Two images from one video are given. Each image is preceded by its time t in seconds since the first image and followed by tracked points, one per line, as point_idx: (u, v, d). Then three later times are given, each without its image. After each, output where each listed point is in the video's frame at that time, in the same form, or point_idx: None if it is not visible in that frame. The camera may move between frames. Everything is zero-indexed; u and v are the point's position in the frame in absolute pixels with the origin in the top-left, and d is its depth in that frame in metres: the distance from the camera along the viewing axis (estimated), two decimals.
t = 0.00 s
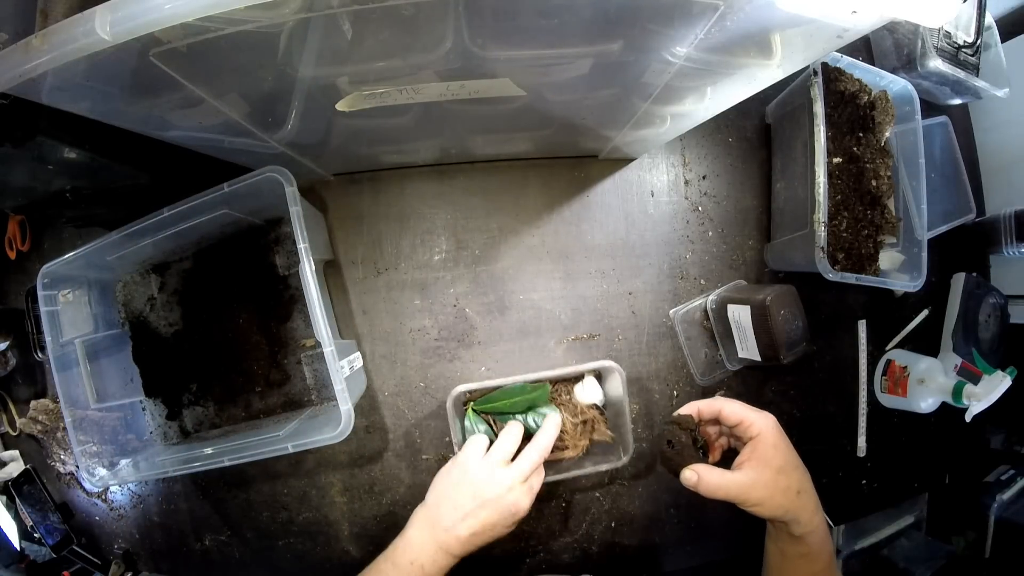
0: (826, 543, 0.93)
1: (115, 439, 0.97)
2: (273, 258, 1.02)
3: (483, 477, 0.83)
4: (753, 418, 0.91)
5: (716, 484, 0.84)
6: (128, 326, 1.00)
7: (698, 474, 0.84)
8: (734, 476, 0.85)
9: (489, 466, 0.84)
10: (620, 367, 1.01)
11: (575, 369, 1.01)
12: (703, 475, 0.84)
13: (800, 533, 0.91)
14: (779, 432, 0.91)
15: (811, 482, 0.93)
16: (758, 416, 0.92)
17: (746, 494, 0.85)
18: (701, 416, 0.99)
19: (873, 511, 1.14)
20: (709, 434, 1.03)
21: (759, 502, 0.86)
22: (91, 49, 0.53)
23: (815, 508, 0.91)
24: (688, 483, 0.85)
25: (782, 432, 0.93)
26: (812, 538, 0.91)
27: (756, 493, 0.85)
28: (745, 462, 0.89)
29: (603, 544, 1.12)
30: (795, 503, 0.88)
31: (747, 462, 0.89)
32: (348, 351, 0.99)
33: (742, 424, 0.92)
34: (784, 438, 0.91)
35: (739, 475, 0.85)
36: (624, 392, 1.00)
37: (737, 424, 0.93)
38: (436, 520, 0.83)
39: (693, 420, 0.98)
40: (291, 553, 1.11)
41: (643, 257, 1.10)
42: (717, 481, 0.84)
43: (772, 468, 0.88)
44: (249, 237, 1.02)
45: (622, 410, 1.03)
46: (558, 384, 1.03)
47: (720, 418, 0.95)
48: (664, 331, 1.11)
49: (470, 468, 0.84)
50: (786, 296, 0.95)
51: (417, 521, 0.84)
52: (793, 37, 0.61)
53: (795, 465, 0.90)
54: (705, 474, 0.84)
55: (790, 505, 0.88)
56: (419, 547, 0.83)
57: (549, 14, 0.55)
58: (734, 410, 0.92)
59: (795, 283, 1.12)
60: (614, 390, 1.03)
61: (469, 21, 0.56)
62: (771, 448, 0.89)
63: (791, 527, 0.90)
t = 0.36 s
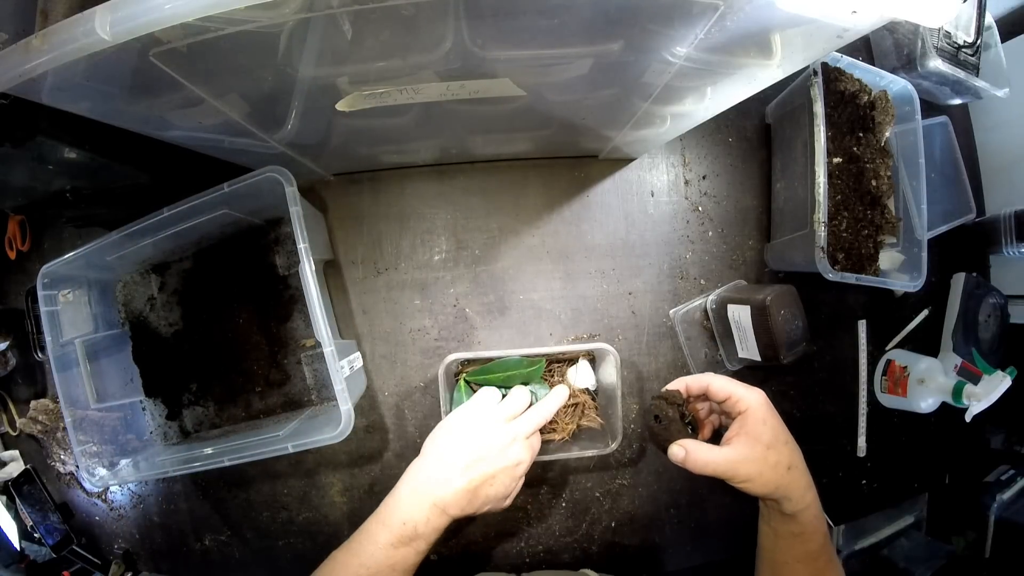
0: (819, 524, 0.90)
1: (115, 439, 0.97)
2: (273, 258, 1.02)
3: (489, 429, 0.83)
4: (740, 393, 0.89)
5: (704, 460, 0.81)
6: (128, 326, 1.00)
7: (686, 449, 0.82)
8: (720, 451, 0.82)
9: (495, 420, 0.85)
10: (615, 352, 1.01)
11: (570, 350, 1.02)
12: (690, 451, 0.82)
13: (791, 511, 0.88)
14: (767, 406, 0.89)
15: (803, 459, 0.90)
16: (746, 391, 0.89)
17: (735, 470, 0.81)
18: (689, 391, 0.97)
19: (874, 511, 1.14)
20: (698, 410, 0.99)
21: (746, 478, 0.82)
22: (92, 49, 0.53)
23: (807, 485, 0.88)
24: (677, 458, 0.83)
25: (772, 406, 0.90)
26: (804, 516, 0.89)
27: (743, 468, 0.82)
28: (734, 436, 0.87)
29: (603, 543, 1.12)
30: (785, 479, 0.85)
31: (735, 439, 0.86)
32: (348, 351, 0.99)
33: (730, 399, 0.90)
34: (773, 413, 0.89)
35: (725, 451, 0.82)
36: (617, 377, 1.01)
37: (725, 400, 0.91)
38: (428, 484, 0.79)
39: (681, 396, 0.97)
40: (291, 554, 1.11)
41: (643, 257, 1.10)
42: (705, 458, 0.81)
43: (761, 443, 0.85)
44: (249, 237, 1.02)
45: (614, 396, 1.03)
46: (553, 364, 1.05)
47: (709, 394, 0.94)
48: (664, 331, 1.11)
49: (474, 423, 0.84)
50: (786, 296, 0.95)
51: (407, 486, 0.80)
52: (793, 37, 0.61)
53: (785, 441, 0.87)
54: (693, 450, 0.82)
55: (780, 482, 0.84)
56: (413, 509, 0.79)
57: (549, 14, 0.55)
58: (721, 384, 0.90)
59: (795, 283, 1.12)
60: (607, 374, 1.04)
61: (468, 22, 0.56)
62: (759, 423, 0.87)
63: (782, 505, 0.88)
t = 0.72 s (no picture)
0: (812, 520, 0.90)
1: (115, 439, 0.97)
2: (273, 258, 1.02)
3: (462, 411, 0.81)
4: (731, 388, 0.89)
5: (693, 454, 0.81)
6: (128, 326, 1.00)
7: (675, 444, 0.81)
8: (709, 446, 0.82)
9: (471, 402, 0.82)
10: (615, 352, 1.01)
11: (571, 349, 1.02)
12: (679, 444, 0.81)
13: (783, 507, 0.88)
14: (757, 401, 0.88)
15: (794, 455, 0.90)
16: (738, 386, 0.89)
17: (724, 465, 0.81)
18: (679, 385, 0.95)
19: (873, 511, 1.14)
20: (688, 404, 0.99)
21: (735, 472, 0.82)
22: (92, 49, 0.53)
23: (797, 481, 0.88)
24: (666, 452, 0.83)
25: (762, 400, 0.90)
26: (796, 513, 0.88)
27: (732, 463, 0.82)
28: (723, 431, 0.87)
29: (603, 543, 1.12)
30: (775, 475, 0.85)
31: (725, 433, 0.86)
32: (348, 351, 0.99)
33: (721, 394, 0.90)
34: (764, 408, 0.88)
35: (713, 446, 0.82)
36: (617, 378, 1.02)
37: (716, 394, 0.91)
38: (398, 469, 0.78)
39: (671, 388, 0.94)
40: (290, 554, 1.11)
41: (643, 257, 1.10)
42: (694, 452, 0.81)
43: (751, 438, 0.85)
44: (248, 237, 1.02)
45: (614, 396, 1.03)
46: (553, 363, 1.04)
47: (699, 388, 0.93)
48: (664, 331, 1.11)
49: (448, 404, 0.82)
50: (786, 296, 0.95)
51: (377, 472, 0.80)
52: (793, 37, 0.61)
53: (776, 436, 0.87)
54: (682, 444, 0.81)
55: (770, 478, 0.84)
56: (382, 495, 0.78)
57: (550, 14, 0.55)
58: (711, 378, 0.90)
59: (795, 283, 1.12)
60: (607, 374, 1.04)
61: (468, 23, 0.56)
62: (749, 418, 0.86)
63: (773, 501, 0.88)
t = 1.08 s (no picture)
0: (815, 527, 0.90)
1: (115, 439, 0.97)
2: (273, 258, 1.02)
3: (422, 422, 0.79)
4: (742, 391, 0.89)
5: (705, 456, 0.80)
6: (128, 326, 1.00)
7: (687, 445, 0.80)
8: (721, 450, 0.81)
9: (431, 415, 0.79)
10: (615, 352, 1.01)
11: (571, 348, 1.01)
12: (692, 447, 0.80)
13: (788, 512, 0.88)
14: (767, 407, 0.89)
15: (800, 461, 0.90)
16: (748, 390, 0.89)
17: (735, 468, 0.81)
18: (691, 387, 0.94)
19: (873, 511, 1.14)
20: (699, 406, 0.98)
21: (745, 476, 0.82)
22: (92, 49, 0.53)
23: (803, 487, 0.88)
24: (677, 454, 0.81)
25: (771, 407, 0.90)
26: (800, 518, 0.88)
27: (743, 467, 0.81)
28: (734, 435, 0.87)
29: (603, 543, 1.12)
30: (783, 480, 0.85)
31: (735, 437, 0.86)
32: (348, 351, 0.99)
33: (732, 398, 0.90)
34: (774, 415, 0.89)
35: (725, 449, 0.82)
36: (617, 378, 1.01)
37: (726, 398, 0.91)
38: (372, 490, 0.80)
39: (684, 390, 0.93)
40: (290, 554, 1.11)
41: (643, 257, 1.10)
42: (706, 455, 0.80)
43: (762, 443, 0.85)
44: (248, 237, 1.02)
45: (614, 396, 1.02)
46: (554, 362, 1.04)
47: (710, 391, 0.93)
48: (664, 331, 1.11)
49: (413, 419, 0.80)
50: (786, 296, 0.95)
51: (358, 490, 0.82)
52: (794, 37, 0.61)
53: (786, 443, 0.87)
54: (694, 445, 0.81)
55: (779, 483, 0.84)
56: (361, 515, 0.80)
57: (550, 14, 0.55)
58: (723, 382, 0.90)
59: (795, 283, 1.12)
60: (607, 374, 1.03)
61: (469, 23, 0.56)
62: (761, 423, 0.87)
63: (779, 506, 0.88)
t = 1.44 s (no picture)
0: (811, 522, 0.91)
1: (115, 439, 0.97)
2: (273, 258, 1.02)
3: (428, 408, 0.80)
4: (742, 385, 0.89)
5: (704, 448, 0.80)
6: (128, 326, 1.00)
7: (686, 436, 0.80)
8: (719, 440, 0.81)
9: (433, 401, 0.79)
10: (624, 337, 0.97)
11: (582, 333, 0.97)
12: (690, 437, 0.80)
13: (784, 507, 0.88)
14: (766, 400, 0.89)
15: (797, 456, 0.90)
16: (747, 384, 0.89)
17: (732, 459, 0.81)
18: (690, 380, 0.94)
19: (873, 511, 1.14)
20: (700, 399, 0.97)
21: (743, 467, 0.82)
22: (92, 49, 0.53)
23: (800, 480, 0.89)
24: (675, 445, 0.81)
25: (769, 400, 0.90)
26: (797, 513, 0.89)
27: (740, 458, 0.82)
28: (733, 427, 0.87)
29: (603, 542, 1.12)
30: (780, 473, 0.85)
31: (734, 429, 0.86)
32: (348, 351, 0.99)
33: (731, 391, 0.90)
34: (772, 408, 0.89)
35: (723, 440, 0.81)
36: (627, 365, 0.96)
37: (726, 391, 0.91)
38: (400, 474, 0.83)
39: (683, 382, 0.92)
40: (290, 553, 1.11)
41: (643, 257, 1.10)
42: (705, 446, 0.80)
43: (760, 436, 0.85)
44: (248, 237, 1.02)
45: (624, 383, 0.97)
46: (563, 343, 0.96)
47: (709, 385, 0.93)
48: (664, 331, 1.11)
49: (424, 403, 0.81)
50: (786, 296, 0.95)
51: (390, 474, 0.86)
52: (793, 37, 0.61)
53: (783, 436, 0.88)
54: (693, 436, 0.80)
55: (776, 475, 0.85)
56: (392, 498, 0.84)
57: (550, 14, 0.55)
58: (723, 374, 0.90)
59: (795, 283, 1.12)
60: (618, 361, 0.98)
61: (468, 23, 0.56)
62: (759, 416, 0.87)
63: (776, 500, 0.88)
